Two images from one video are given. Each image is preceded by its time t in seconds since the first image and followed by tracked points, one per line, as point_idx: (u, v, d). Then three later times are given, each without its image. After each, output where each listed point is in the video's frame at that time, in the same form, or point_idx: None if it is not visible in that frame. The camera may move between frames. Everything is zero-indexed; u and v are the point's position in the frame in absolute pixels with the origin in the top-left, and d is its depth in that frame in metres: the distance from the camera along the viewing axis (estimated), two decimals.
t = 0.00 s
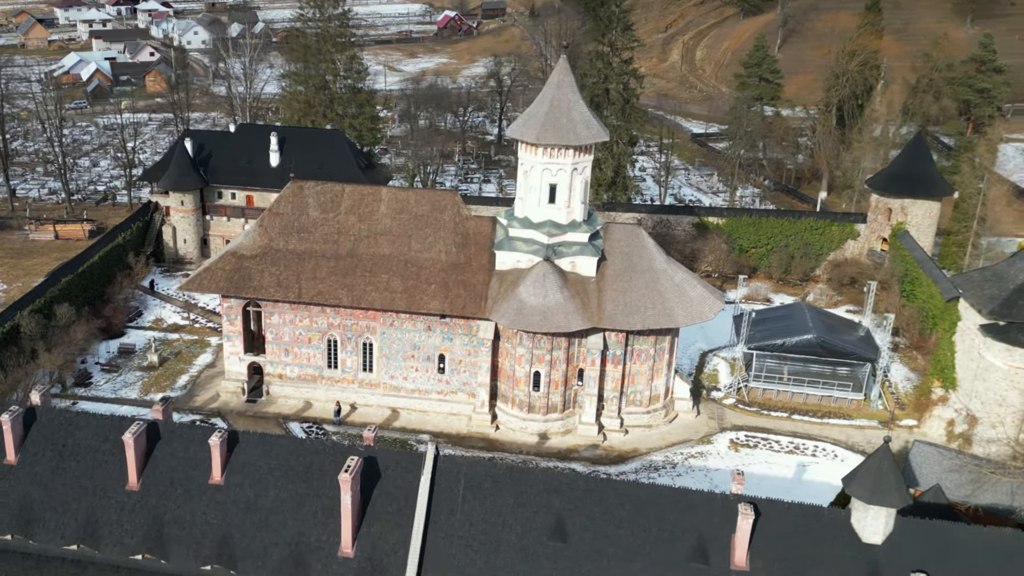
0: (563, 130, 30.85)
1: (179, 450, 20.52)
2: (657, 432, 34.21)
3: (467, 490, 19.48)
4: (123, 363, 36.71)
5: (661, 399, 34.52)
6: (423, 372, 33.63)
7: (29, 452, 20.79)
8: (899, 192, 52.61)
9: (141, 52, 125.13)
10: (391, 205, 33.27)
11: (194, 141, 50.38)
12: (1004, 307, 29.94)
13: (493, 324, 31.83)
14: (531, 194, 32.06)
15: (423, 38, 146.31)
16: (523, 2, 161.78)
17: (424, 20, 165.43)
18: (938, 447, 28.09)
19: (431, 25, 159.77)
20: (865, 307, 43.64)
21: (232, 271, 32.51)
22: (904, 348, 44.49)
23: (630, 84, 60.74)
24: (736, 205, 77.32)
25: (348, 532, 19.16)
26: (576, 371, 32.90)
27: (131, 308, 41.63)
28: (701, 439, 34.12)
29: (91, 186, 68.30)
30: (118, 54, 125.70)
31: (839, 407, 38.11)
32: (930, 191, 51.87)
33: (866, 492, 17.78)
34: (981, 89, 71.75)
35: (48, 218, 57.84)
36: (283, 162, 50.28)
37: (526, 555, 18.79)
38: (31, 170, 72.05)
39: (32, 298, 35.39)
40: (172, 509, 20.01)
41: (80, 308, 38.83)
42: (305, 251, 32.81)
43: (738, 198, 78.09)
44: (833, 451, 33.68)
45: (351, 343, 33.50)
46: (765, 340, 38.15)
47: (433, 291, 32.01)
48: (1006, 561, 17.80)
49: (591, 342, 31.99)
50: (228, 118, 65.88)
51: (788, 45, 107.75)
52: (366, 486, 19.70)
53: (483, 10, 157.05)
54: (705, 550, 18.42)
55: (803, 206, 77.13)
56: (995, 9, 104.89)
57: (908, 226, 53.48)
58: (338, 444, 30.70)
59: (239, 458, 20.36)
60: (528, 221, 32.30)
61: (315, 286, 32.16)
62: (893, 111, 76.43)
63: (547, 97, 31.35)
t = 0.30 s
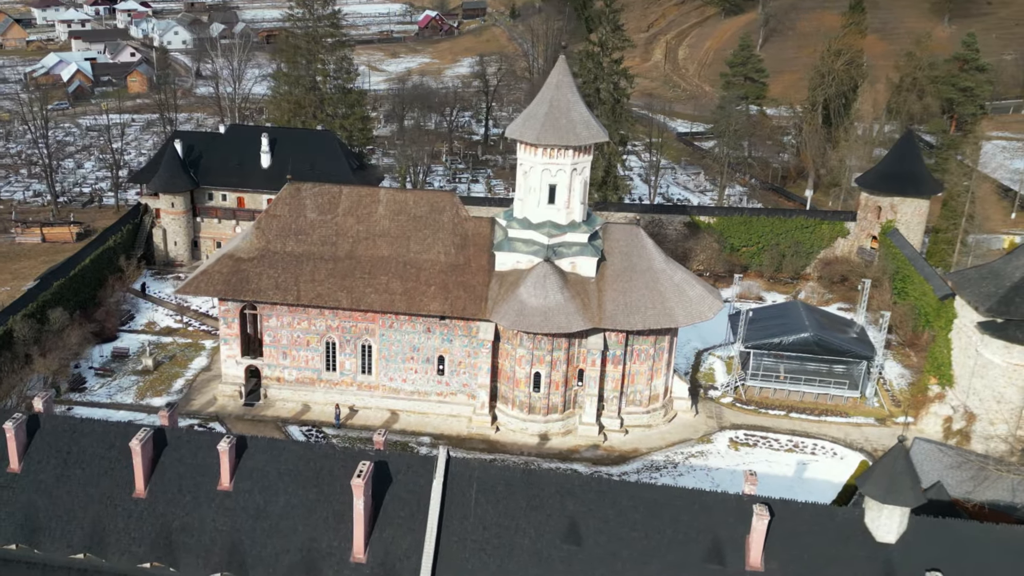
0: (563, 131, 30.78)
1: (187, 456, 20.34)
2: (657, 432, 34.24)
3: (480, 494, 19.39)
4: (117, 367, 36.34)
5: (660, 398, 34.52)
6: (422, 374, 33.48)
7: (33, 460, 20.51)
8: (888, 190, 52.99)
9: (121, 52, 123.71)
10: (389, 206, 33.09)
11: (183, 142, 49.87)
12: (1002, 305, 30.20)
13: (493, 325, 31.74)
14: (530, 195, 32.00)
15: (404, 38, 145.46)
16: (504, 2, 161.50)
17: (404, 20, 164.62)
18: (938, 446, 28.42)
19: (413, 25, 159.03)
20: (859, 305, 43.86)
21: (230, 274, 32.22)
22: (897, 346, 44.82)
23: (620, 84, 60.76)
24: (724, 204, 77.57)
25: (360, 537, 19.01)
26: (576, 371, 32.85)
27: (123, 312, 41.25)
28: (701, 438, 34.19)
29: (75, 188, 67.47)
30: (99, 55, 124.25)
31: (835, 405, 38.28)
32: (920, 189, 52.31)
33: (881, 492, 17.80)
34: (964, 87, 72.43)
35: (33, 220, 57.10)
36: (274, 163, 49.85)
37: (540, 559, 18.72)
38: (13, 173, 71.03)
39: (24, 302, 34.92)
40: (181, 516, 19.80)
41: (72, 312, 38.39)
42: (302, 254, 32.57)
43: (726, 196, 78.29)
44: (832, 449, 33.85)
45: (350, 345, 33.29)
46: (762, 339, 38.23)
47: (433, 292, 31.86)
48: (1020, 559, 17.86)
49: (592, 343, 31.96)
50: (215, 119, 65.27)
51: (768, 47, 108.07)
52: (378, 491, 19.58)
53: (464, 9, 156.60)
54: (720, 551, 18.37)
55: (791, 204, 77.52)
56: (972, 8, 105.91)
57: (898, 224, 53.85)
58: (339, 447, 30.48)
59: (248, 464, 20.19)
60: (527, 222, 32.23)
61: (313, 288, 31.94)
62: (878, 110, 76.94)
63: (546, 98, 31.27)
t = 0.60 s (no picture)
0: (563, 130, 30.74)
1: (196, 462, 20.15)
2: (656, 431, 34.27)
3: (493, 497, 19.30)
4: (111, 371, 35.96)
5: (659, 398, 34.54)
6: (422, 376, 33.33)
7: (38, 468, 20.23)
8: (877, 188, 53.46)
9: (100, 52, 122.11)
10: (387, 207, 32.92)
11: (173, 143, 49.35)
12: (999, 301, 30.53)
13: (494, 326, 31.66)
14: (530, 195, 31.92)
15: (384, 37, 144.52)
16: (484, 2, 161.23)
17: (384, 20, 163.76)
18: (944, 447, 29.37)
19: (393, 24, 158.19)
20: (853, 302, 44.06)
21: (228, 276, 31.93)
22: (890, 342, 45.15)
23: (610, 83, 60.75)
24: (711, 202, 77.79)
25: (373, 542, 18.86)
26: (576, 372, 32.82)
27: (114, 315, 40.83)
28: (700, 436, 34.28)
29: (60, 190, 66.68)
30: (78, 55, 122.65)
31: (832, 402, 38.50)
32: (908, 188, 52.84)
33: (894, 490, 17.80)
34: (947, 85, 71.46)
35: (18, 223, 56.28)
36: (265, 164, 49.37)
37: (555, 562, 18.64)
38: None
39: (17, 306, 34.47)
40: (191, 523, 19.58)
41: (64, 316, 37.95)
42: (301, 256, 32.33)
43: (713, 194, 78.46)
44: (830, 446, 34.03)
45: (349, 347, 33.09)
46: (759, 337, 38.49)
47: (433, 293, 31.72)
48: None
49: (592, 342, 31.93)
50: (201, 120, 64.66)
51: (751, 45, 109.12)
52: (390, 495, 19.45)
53: (444, 8, 155.91)
54: (735, 552, 18.35)
55: (777, 202, 77.91)
56: (949, 7, 107.02)
57: (887, 221, 54.25)
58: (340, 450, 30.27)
59: (258, 469, 20.01)
60: (526, 222, 32.15)
61: (312, 290, 31.72)
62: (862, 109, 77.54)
63: (545, 98, 31.23)
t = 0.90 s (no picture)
0: (562, 130, 30.69)
1: (205, 467, 19.94)
2: (656, 429, 34.33)
3: (507, 498, 19.20)
4: (105, 375, 35.58)
5: (658, 396, 34.58)
6: (421, 377, 33.20)
7: (43, 475, 19.96)
8: (865, 186, 53.84)
9: (78, 53, 120.37)
10: (385, 208, 32.76)
11: (162, 144, 48.84)
12: (995, 297, 30.89)
13: (494, 326, 31.59)
14: (529, 195, 31.85)
15: (364, 36, 143.55)
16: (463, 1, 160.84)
17: (364, 19, 162.82)
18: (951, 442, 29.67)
19: (374, 24, 157.34)
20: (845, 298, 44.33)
21: (226, 278, 31.65)
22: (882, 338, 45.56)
23: (600, 83, 60.74)
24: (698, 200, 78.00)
25: (388, 545, 18.74)
26: (576, 371, 32.80)
27: (106, 319, 40.40)
28: (699, 434, 34.37)
29: (44, 193, 65.76)
30: (56, 56, 120.88)
31: (827, 398, 38.77)
32: (896, 184, 53.21)
33: (909, 485, 17.91)
34: (929, 83, 71.14)
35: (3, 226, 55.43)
36: (255, 165, 48.97)
37: (570, 563, 18.55)
38: None
39: (9, 310, 34.01)
40: (201, 529, 19.38)
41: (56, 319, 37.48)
42: (299, 257, 32.10)
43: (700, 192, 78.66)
44: (828, 442, 34.26)
45: (348, 349, 32.91)
46: (756, 334, 38.61)
47: (433, 294, 31.63)
48: None
49: (593, 342, 31.92)
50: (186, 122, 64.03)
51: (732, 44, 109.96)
52: (403, 498, 19.33)
53: (423, 8, 155.15)
54: (751, 550, 18.33)
55: (763, 200, 78.34)
56: (925, 5, 108.13)
57: (875, 218, 54.72)
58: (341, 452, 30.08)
59: (269, 474, 19.82)
60: (526, 222, 32.09)
61: (311, 292, 31.52)
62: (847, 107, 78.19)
63: (545, 97, 31.18)
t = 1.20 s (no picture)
0: (562, 129, 30.68)
1: (216, 473, 19.74)
2: (656, 428, 34.36)
3: (522, 500, 19.11)
4: (100, 380, 35.20)
5: (658, 394, 34.62)
6: (422, 378, 33.08)
7: (51, 482, 19.70)
8: (854, 183, 54.22)
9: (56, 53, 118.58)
10: (384, 209, 32.61)
11: (151, 146, 48.39)
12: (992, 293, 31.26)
13: (496, 327, 31.53)
14: (529, 195, 31.81)
15: (343, 36, 142.57)
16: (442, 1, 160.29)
17: (343, 19, 161.74)
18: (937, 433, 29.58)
19: (353, 24, 156.38)
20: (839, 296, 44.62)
21: (224, 281, 31.41)
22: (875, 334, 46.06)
23: (589, 82, 60.73)
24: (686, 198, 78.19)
25: (403, 549, 18.58)
26: (577, 370, 32.79)
27: (99, 322, 39.95)
28: (699, 432, 34.47)
29: (28, 195, 64.84)
30: (33, 57, 118.99)
31: (824, 395, 39.02)
32: (884, 181, 53.61)
33: (924, 482, 18.10)
34: (912, 81, 72.13)
35: None
36: (246, 166, 48.62)
37: (587, 564, 18.49)
38: None
39: (4, 315, 33.58)
40: (213, 535, 19.16)
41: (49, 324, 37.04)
42: (298, 259, 31.90)
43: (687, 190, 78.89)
44: (827, 439, 34.49)
45: (347, 350, 32.71)
46: (753, 332, 38.82)
47: (433, 295, 31.53)
48: None
49: (594, 341, 31.93)
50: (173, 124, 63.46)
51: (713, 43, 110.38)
52: (417, 501, 19.19)
53: (402, 8, 154.34)
54: (767, 548, 18.35)
55: (750, 197, 78.68)
56: (902, 4, 109.09)
57: (864, 216, 55.13)
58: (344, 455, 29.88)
59: (281, 479, 19.64)
60: (526, 222, 32.05)
61: (311, 294, 31.31)
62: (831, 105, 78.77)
63: (544, 97, 31.16)
